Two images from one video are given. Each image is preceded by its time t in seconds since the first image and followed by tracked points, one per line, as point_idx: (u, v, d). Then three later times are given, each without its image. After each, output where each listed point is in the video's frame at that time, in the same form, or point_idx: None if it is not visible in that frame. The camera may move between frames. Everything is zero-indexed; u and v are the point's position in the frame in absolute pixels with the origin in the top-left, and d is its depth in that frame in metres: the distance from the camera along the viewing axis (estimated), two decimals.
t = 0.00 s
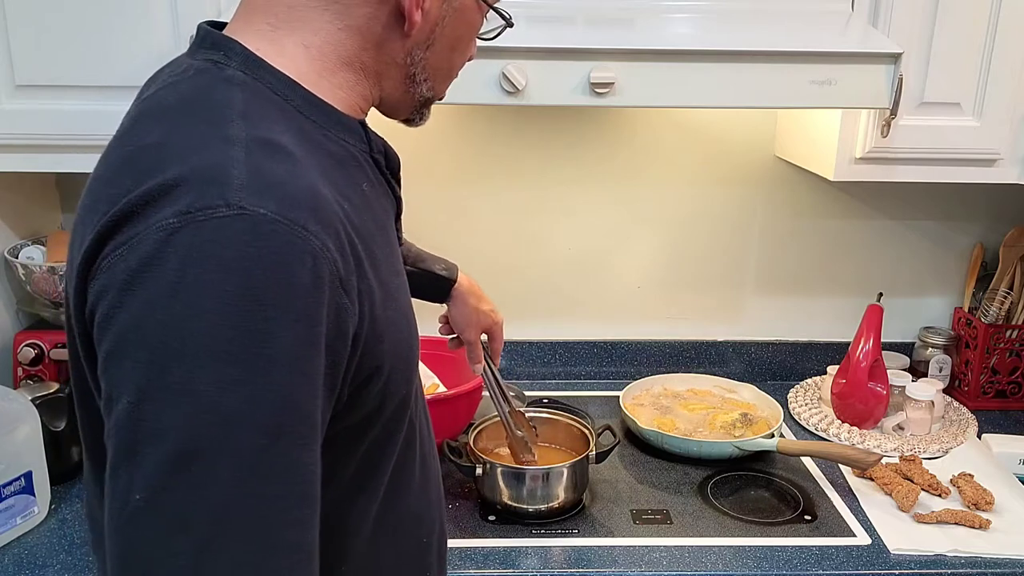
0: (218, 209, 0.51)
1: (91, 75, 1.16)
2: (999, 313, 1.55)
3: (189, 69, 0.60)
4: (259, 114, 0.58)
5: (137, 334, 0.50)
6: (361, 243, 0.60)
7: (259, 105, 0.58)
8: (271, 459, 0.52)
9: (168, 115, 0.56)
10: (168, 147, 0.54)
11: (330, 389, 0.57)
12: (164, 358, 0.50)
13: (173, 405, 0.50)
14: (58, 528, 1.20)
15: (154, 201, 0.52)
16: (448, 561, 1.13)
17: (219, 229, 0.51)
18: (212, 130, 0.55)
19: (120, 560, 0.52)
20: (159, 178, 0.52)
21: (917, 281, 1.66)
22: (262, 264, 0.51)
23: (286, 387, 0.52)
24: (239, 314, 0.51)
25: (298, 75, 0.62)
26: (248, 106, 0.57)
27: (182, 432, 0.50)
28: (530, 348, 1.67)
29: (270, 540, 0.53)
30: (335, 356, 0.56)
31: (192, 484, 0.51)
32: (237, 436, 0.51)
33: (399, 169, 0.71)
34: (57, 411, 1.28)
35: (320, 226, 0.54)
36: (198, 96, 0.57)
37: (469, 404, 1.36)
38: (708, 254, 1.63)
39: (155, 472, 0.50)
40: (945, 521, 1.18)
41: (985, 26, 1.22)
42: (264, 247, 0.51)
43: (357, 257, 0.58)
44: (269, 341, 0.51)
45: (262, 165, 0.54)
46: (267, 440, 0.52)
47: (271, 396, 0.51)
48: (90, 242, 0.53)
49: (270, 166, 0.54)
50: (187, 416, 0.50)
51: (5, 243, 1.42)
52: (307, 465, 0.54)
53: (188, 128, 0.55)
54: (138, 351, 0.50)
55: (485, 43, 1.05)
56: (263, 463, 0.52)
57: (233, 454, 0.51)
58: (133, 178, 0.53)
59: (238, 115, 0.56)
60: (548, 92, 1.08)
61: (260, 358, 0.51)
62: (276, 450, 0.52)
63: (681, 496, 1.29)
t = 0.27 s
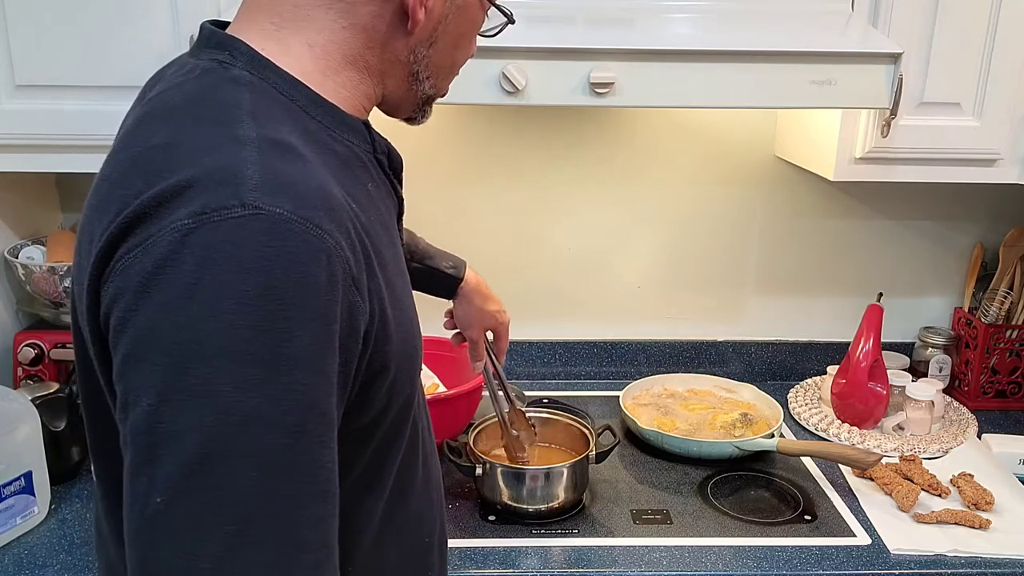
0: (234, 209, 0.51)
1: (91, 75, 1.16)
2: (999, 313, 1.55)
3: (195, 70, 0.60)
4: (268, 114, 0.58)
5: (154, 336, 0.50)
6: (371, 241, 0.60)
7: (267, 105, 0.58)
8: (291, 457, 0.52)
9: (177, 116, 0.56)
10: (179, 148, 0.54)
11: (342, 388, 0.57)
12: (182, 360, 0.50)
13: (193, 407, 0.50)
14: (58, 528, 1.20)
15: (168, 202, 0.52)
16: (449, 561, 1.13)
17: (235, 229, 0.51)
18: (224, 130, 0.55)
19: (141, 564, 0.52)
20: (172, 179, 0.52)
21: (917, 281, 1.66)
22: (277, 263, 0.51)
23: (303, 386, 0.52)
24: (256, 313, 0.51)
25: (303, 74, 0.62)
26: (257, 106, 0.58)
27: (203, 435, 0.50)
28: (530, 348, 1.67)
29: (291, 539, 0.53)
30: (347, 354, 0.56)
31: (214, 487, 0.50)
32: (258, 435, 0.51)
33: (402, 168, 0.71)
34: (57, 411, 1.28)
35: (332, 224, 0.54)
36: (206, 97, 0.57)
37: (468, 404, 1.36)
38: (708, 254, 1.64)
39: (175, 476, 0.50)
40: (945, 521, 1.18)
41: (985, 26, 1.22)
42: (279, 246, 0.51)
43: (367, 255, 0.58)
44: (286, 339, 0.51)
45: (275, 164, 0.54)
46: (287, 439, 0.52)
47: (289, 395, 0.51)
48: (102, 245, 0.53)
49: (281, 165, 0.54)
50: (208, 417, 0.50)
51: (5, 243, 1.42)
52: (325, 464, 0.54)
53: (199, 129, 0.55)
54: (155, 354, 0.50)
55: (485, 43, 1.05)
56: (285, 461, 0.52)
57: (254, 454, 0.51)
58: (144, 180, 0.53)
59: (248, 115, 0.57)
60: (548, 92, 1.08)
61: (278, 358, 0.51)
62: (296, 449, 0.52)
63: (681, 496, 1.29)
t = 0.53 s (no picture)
0: (235, 210, 0.51)
1: (91, 75, 1.16)
2: (999, 313, 1.55)
3: (199, 69, 0.60)
4: (272, 114, 0.58)
5: (154, 336, 0.50)
6: (372, 243, 0.60)
7: (270, 105, 0.58)
8: (289, 459, 0.52)
9: (181, 115, 0.56)
10: (182, 147, 0.54)
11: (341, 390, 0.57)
12: (183, 359, 0.50)
13: (193, 407, 0.50)
14: (58, 528, 1.20)
15: (170, 201, 0.52)
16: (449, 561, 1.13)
17: (237, 229, 0.51)
18: (227, 130, 0.55)
19: (138, 563, 0.52)
20: (175, 179, 0.52)
21: (917, 282, 1.66)
22: (278, 264, 0.51)
23: (303, 387, 0.52)
24: (257, 314, 0.51)
25: (307, 76, 0.62)
26: (260, 107, 0.58)
27: (203, 434, 0.50)
28: (530, 348, 1.66)
29: (289, 539, 0.52)
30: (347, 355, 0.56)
31: (213, 487, 0.50)
32: (258, 436, 0.51)
33: (404, 170, 0.71)
34: (57, 411, 1.28)
35: (334, 226, 0.54)
36: (210, 96, 0.57)
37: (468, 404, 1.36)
38: (708, 254, 1.63)
39: (175, 476, 0.50)
40: (945, 521, 1.18)
41: (985, 26, 1.22)
42: (281, 247, 0.51)
43: (368, 257, 0.58)
44: (287, 340, 0.51)
45: (277, 165, 0.54)
46: (286, 440, 0.52)
47: (289, 396, 0.51)
48: (103, 243, 0.53)
49: (284, 166, 0.55)
50: (209, 417, 0.50)
51: (5, 243, 1.42)
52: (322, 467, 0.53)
53: (202, 129, 0.55)
54: (156, 353, 0.50)
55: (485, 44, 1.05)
56: (283, 463, 0.52)
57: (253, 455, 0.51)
58: (148, 179, 0.53)
59: (251, 116, 0.57)
60: (548, 92, 1.08)
61: (277, 359, 0.51)
62: (294, 451, 0.52)
63: (681, 496, 1.29)
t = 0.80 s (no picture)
0: (236, 214, 0.51)
1: (91, 75, 1.16)
2: (999, 313, 1.55)
3: (202, 71, 0.60)
4: (274, 117, 0.58)
5: (154, 338, 0.50)
6: (372, 246, 0.60)
7: (272, 108, 0.58)
8: (285, 463, 0.52)
9: (183, 117, 0.56)
10: (184, 149, 0.54)
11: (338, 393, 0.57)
12: (182, 361, 0.50)
13: (191, 409, 0.50)
14: (58, 528, 1.20)
15: (172, 204, 0.52)
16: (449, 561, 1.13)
17: (238, 233, 0.51)
18: (228, 133, 0.55)
19: (134, 564, 0.52)
20: (177, 181, 0.52)
21: (917, 282, 1.66)
22: (278, 268, 0.51)
23: (301, 392, 0.52)
24: (256, 318, 0.50)
25: (309, 78, 0.62)
26: (262, 109, 0.58)
27: (201, 437, 0.50)
28: (530, 348, 1.66)
29: (285, 541, 0.52)
30: (345, 358, 0.56)
31: (209, 489, 0.50)
32: (254, 439, 0.51)
33: (405, 173, 0.71)
34: (57, 411, 1.28)
35: (334, 231, 0.54)
36: (212, 98, 0.57)
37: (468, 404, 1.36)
38: (708, 254, 1.63)
39: (172, 478, 0.50)
40: (945, 521, 1.18)
41: (985, 25, 1.22)
42: (281, 251, 0.51)
43: (367, 261, 0.58)
44: (285, 344, 0.51)
45: (278, 169, 0.54)
46: (282, 443, 0.52)
47: (286, 400, 0.51)
48: (104, 244, 0.53)
49: (285, 170, 0.55)
50: (206, 420, 0.50)
51: (5, 243, 1.42)
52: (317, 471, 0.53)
53: (204, 131, 0.55)
54: (156, 355, 0.50)
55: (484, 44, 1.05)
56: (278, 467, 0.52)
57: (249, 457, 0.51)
58: (150, 180, 0.53)
59: (253, 118, 0.57)
60: (548, 92, 1.08)
61: (276, 362, 0.51)
62: (291, 454, 0.52)
63: (681, 496, 1.29)
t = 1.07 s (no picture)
0: (231, 213, 0.51)
1: (91, 75, 1.16)
2: (999, 313, 1.55)
3: (201, 71, 0.60)
4: (271, 118, 0.58)
5: (148, 337, 0.50)
6: (368, 247, 0.60)
7: (270, 109, 0.58)
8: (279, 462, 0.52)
9: (180, 117, 0.56)
10: (181, 149, 0.54)
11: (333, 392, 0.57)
12: (176, 361, 0.50)
13: (186, 408, 0.50)
14: (58, 528, 1.20)
15: (167, 203, 0.52)
16: (448, 561, 1.13)
17: (233, 233, 0.51)
18: (224, 133, 0.55)
19: (129, 563, 0.52)
20: (172, 181, 0.52)
21: (917, 282, 1.66)
22: (272, 268, 0.51)
23: (294, 391, 0.52)
24: (251, 317, 0.50)
25: (308, 79, 0.62)
26: (259, 110, 0.58)
27: (195, 435, 0.50)
28: (530, 348, 1.66)
29: (278, 540, 0.52)
30: (339, 359, 0.56)
31: (204, 487, 0.50)
32: (249, 438, 0.51)
33: (405, 174, 0.71)
34: (57, 411, 1.28)
35: (329, 231, 0.54)
36: (210, 98, 0.57)
37: (468, 404, 1.36)
38: (708, 254, 1.64)
39: (168, 476, 0.50)
40: (945, 521, 1.18)
41: (985, 25, 1.22)
42: (275, 251, 0.51)
43: (363, 261, 0.58)
44: (280, 344, 0.51)
45: (274, 169, 0.54)
46: (275, 443, 0.51)
47: (281, 399, 0.51)
48: (99, 243, 0.53)
49: (281, 170, 0.55)
50: (200, 419, 0.50)
51: (5, 243, 1.42)
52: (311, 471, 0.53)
53: (200, 131, 0.55)
54: (150, 354, 0.50)
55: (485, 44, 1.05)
56: (273, 467, 0.52)
57: (245, 457, 0.51)
58: (146, 180, 0.53)
59: (250, 119, 0.57)
60: (548, 92, 1.08)
61: (270, 362, 0.51)
62: (285, 453, 0.52)
63: (681, 496, 1.29)
